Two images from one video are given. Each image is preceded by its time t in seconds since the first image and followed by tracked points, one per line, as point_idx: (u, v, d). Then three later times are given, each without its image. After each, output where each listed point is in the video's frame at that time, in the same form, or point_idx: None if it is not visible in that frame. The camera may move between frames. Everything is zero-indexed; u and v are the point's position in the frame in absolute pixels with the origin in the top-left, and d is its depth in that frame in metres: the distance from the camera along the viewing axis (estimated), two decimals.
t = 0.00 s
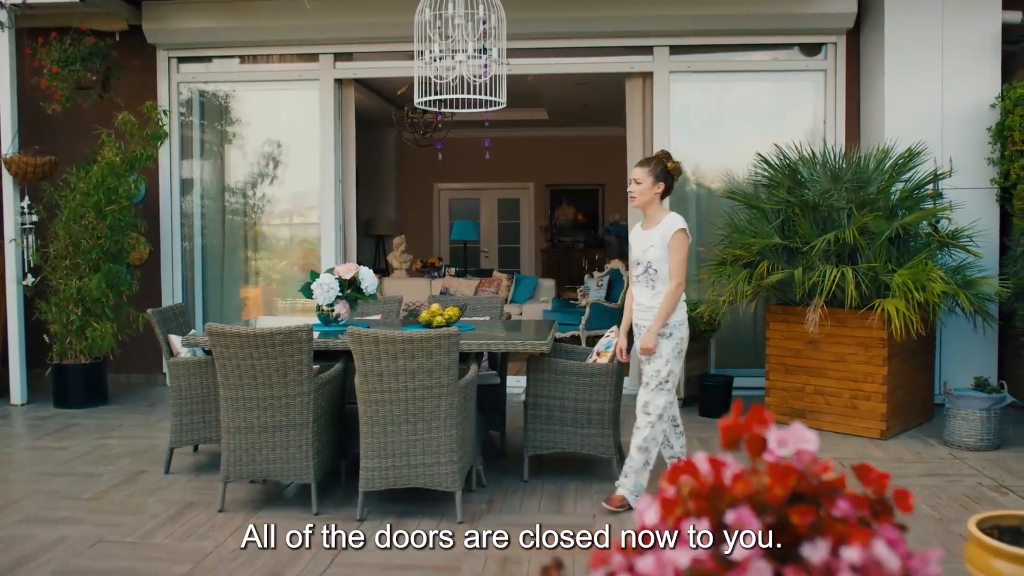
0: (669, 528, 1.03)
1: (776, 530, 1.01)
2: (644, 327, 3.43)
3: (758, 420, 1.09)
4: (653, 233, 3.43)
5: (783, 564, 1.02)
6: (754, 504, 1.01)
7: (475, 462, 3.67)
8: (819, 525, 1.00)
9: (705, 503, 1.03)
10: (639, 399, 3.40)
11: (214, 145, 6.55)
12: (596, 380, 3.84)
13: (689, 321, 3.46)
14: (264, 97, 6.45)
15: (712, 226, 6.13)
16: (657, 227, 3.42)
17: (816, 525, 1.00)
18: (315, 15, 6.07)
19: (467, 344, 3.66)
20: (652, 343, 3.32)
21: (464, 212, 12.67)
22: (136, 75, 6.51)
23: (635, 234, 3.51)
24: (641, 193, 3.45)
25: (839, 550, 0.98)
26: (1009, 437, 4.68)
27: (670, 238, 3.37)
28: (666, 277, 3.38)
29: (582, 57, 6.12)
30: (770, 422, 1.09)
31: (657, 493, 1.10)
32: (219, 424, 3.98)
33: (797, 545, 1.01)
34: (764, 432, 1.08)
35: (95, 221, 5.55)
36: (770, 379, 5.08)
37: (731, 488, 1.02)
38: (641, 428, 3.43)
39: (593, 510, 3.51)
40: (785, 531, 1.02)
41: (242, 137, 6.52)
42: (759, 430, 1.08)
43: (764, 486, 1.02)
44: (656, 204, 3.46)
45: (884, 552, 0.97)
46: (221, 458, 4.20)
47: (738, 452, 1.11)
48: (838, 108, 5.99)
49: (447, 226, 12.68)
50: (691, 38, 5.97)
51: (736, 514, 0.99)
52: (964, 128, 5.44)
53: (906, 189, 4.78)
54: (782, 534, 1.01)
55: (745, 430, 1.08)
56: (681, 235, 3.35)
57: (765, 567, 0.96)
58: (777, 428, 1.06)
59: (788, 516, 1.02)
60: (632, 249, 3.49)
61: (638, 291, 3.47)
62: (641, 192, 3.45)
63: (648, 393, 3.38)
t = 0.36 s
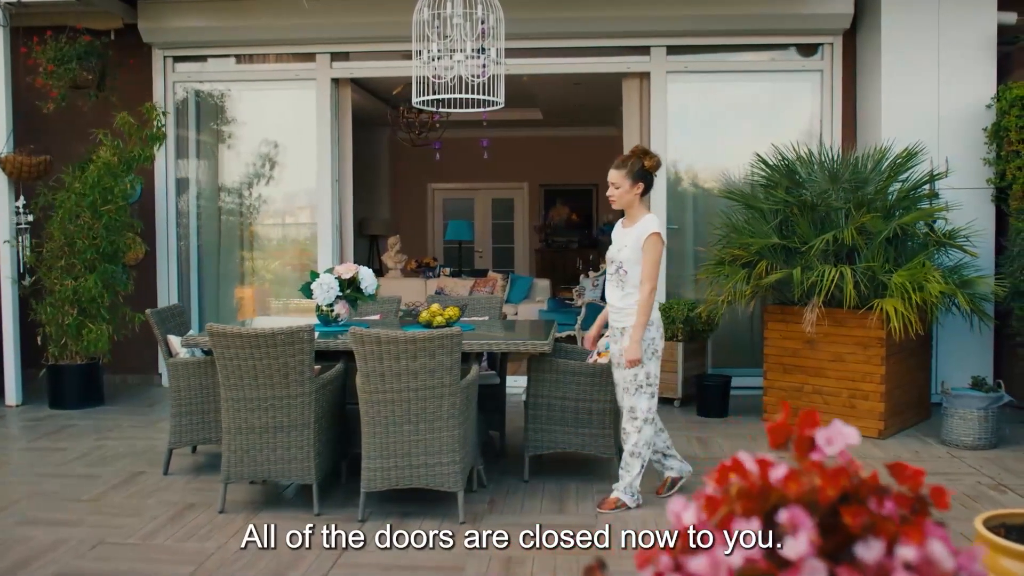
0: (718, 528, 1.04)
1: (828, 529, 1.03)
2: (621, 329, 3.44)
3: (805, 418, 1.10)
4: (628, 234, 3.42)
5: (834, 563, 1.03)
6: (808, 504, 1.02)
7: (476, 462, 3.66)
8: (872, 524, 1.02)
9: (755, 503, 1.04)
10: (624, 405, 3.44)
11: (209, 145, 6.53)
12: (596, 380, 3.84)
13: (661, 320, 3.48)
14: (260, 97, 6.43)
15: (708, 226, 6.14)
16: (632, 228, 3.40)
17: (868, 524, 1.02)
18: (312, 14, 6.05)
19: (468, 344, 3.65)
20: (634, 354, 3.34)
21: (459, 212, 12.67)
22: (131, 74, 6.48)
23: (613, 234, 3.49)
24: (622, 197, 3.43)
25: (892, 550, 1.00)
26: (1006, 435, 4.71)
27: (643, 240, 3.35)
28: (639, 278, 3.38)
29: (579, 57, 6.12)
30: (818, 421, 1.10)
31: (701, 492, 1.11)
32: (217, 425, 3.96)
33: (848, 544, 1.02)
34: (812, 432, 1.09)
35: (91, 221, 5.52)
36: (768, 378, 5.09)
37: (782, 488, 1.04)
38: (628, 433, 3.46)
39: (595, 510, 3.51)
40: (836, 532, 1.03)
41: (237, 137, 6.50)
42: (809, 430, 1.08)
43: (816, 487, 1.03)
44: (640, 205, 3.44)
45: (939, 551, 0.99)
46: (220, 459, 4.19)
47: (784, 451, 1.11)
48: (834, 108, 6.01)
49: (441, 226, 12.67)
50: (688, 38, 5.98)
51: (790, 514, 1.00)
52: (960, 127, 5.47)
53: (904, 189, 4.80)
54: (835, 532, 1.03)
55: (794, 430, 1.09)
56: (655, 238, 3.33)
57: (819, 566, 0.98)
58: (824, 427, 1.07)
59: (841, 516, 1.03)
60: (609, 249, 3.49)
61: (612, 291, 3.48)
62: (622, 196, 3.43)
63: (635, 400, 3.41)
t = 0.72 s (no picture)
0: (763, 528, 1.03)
1: (877, 527, 1.01)
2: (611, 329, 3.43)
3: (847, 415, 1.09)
4: (611, 235, 3.40)
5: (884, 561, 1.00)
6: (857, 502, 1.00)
7: (478, 462, 3.66)
8: (921, 522, 1.00)
9: (801, 503, 1.02)
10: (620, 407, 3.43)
11: (205, 144, 6.50)
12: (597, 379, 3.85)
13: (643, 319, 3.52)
14: (256, 97, 6.41)
15: (706, 226, 6.14)
16: (616, 230, 3.39)
17: (917, 522, 1.00)
18: (310, 14, 6.03)
19: (470, 344, 3.65)
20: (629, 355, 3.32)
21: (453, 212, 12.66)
22: (126, 73, 6.45)
23: (592, 234, 3.47)
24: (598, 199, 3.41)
25: (943, 548, 0.98)
26: (1003, 434, 4.73)
27: (629, 241, 3.36)
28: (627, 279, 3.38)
29: (577, 57, 6.12)
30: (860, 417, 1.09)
31: (742, 492, 1.09)
32: (217, 425, 3.94)
33: (897, 543, 1.00)
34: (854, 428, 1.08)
35: (87, 221, 5.49)
36: (767, 378, 5.11)
37: (829, 486, 1.02)
38: (626, 433, 3.47)
39: (597, 510, 3.51)
40: (884, 533, 1.01)
41: (233, 136, 6.47)
42: (851, 428, 1.07)
43: (862, 485, 1.02)
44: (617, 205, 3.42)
45: (989, 548, 0.97)
46: (219, 460, 4.17)
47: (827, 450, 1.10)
48: (831, 108, 6.03)
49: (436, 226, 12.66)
50: (686, 39, 5.99)
51: (839, 513, 0.98)
52: (956, 127, 5.49)
53: (902, 190, 4.81)
54: (884, 531, 1.01)
55: (837, 428, 1.08)
56: (641, 239, 3.34)
57: (874, 566, 0.95)
58: (867, 423, 1.06)
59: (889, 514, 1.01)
60: (589, 250, 3.46)
61: (596, 293, 3.45)
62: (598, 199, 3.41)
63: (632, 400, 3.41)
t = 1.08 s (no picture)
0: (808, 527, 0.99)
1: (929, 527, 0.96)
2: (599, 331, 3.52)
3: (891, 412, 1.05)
4: (598, 247, 3.46)
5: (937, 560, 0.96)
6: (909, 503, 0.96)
7: (479, 462, 3.66)
8: (974, 521, 0.95)
9: (847, 501, 0.98)
10: (607, 400, 3.48)
11: (201, 144, 6.48)
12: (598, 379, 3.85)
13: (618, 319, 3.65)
14: (253, 96, 6.39)
15: (704, 226, 6.15)
16: (603, 242, 3.46)
17: (970, 520, 0.95)
18: (308, 13, 6.02)
19: (472, 345, 3.65)
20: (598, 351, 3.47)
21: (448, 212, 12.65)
22: (122, 72, 6.43)
23: (572, 245, 3.48)
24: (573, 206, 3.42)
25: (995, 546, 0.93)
26: (1000, 433, 4.76)
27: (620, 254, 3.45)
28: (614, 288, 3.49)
29: (575, 57, 6.12)
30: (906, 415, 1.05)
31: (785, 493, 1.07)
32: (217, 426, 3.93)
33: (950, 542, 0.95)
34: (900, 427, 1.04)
35: (84, 221, 5.47)
36: (765, 377, 5.12)
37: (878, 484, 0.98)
38: (611, 426, 3.50)
39: (599, 510, 3.51)
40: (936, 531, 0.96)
41: (229, 136, 6.45)
42: (899, 425, 1.03)
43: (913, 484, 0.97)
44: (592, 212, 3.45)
45: None
46: (218, 461, 4.16)
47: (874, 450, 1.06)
48: (827, 109, 6.05)
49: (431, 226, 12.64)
50: (684, 39, 6.00)
51: (889, 513, 0.94)
52: (953, 127, 5.52)
53: (900, 190, 4.83)
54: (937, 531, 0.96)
55: (883, 426, 1.05)
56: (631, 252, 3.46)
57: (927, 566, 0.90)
58: (912, 419, 1.03)
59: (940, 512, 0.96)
60: (573, 262, 3.48)
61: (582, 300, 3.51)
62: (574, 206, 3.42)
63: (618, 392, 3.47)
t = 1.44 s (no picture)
0: (853, 522, 1.04)
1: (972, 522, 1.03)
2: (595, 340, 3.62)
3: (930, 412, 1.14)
4: (592, 264, 3.58)
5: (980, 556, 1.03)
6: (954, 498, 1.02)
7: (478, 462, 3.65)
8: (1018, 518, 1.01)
9: (893, 498, 1.04)
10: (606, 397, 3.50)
11: (194, 143, 6.44)
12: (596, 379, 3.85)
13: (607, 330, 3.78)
14: (247, 96, 6.36)
15: (699, 226, 6.16)
16: (598, 259, 3.58)
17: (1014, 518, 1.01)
18: (305, 13, 6.01)
19: (471, 345, 3.64)
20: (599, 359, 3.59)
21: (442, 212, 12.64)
22: (116, 71, 6.40)
23: (568, 263, 3.59)
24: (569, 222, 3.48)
25: None
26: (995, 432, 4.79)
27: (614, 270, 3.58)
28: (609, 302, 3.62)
29: (571, 58, 6.13)
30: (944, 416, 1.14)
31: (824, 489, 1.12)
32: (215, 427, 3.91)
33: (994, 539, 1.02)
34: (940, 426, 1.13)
35: (78, 221, 5.44)
36: (761, 377, 5.13)
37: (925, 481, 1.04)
38: (609, 423, 3.52)
39: (599, 509, 3.51)
40: (980, 529, 1.03)
41: (223, 135, 6.42)
42: (940, 424, 1.12)
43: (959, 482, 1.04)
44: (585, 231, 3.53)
45: None
46: (216, 462, 4.14)
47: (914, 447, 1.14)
48: (822, 109, 6.07)
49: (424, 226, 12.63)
50: (679, 39, 6.01)
51: (937, 510, 1.00)
52: (947, 128, 5.54)
53: (895, 190, 4.84)
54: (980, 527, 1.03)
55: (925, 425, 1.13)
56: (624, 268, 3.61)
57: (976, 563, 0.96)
58: (952, 419, 1.12)
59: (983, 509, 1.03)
60: (569, 279, 3.58)
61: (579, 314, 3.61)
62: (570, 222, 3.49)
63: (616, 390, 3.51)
